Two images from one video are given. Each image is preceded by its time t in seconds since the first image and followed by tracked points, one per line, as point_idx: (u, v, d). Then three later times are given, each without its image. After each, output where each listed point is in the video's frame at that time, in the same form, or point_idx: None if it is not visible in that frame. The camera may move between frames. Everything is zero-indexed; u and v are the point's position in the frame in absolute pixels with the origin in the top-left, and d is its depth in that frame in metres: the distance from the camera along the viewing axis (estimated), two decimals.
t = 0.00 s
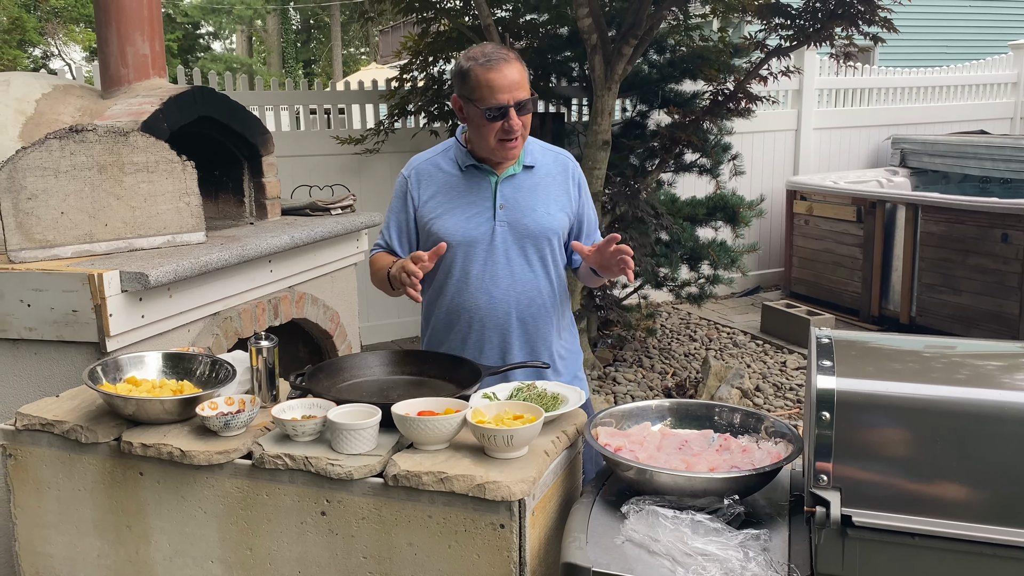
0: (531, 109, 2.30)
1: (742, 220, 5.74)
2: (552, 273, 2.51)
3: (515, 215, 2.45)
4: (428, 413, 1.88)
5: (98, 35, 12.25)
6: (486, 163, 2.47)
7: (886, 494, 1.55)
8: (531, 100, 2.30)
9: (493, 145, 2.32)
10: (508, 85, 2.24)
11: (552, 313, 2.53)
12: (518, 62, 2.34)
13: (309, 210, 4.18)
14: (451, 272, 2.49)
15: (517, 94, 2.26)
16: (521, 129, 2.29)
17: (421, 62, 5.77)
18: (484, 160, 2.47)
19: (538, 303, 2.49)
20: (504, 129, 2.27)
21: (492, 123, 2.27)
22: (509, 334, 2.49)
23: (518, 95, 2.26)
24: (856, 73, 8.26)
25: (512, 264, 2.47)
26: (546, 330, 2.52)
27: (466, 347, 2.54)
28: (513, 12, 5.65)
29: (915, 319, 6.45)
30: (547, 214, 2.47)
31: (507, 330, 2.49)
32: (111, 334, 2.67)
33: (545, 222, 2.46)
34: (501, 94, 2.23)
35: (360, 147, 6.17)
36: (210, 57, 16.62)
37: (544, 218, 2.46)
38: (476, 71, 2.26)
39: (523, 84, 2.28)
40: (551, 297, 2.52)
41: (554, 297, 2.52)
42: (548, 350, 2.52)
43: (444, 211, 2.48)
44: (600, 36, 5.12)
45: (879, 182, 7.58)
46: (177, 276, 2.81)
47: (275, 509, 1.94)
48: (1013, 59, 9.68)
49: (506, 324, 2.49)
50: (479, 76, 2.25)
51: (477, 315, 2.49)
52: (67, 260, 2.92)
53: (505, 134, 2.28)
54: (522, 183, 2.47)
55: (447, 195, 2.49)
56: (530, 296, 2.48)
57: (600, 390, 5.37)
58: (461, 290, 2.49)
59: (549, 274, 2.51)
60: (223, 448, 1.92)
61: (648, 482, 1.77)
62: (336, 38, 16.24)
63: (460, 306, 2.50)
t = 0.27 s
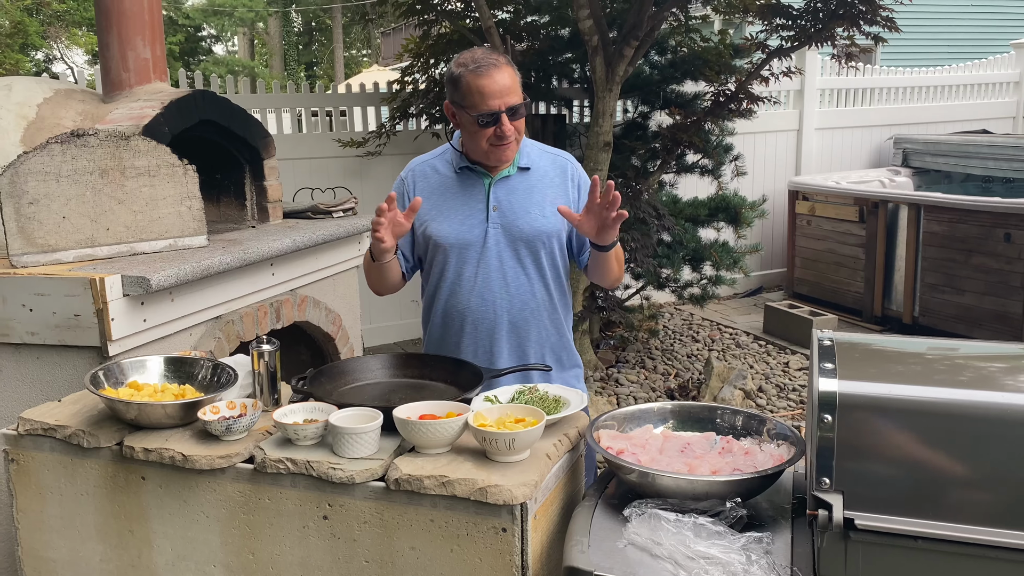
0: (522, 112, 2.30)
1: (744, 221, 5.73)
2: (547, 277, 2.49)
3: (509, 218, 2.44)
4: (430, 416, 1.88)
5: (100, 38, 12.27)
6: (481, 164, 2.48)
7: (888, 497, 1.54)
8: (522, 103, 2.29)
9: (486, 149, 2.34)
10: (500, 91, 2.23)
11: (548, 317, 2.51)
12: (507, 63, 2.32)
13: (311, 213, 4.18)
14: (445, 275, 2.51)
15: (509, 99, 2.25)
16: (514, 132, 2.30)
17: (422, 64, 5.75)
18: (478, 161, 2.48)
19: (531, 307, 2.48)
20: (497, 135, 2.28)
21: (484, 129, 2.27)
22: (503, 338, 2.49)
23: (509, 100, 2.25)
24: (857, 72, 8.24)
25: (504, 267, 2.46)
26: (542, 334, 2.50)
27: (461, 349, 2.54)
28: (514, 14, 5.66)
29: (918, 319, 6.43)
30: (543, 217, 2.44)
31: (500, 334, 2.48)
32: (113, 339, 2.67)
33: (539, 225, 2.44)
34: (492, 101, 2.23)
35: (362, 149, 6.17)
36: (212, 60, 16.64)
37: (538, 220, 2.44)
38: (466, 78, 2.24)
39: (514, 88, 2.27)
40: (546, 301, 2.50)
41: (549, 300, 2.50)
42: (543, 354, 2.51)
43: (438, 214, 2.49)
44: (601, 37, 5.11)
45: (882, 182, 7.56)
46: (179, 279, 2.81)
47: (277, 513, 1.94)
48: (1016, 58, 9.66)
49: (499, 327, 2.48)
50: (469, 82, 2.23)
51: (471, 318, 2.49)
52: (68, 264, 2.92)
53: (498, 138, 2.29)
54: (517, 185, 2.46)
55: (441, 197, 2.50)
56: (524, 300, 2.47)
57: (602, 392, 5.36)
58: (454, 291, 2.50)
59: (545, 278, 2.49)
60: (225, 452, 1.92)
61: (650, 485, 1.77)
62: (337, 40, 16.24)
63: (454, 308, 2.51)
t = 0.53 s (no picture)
0: (516, 108, 2.28)
1: (747, 221, 5.72)
2: (549, 280, 2.48)
3: (509, 220, 2.43)
4: (434, 417, 1.87)
5: (102, 42, 12.29)
6: (482, 167, 2.48)
7: (895, 496, 1.53)
8: (517, 99, 2.27)
9: (480, 148, 2.32)
10: (491, 85, 2.22)
11: (549, 320, 2.49)
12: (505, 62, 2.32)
13: (314, 215, 4.18)
14: (446, 277, 2.51)
15: (501, 95, 2.24)
16: (507, 130, 2.28)
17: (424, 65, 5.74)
18: (480, 165, 2.49)
19: (532, 310, 2.47)
20: (489, 131, 2.27)
21: (477, 124, 2.27)
22: (503, 341, 2.48)
23: (501, 95, 2.24)
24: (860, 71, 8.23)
25: (505, 269, 2.46)
26: (543, 337, 2.49)
27: (463, 351, 2.55)
28: (515, 15, 5.66)
29: (923, 318, 6.42)
30: (543, 219, 2.43)
31: (501, 337, 2.48)
32: (117, 341, 2.67)
33: (539, 228, 2.43)
34: (484, 96, 2.22)
35: (365, 151, 6.18)
36: (214, 63, 16.67)
37: (539, 223, 2.43)
38: (460, 73, 2.25)
39: (508, 84, 2.26)
40: (548, 304, 2.48)
41: (551, 303, 2.49)
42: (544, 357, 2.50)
43: (439, 216, 2.50)
44: (603, 37, 5.10)
45: (885, 181, 7.54)
46: (183, 281, 2.81)
47: (282, 516, 1.94)
48: (1019, 56, 9.63)
49: (499, 330, 2.48)
50: (462, 78, 2.24)
51: (471, 320, 2.49)
52: (72, 266, 2.92)
53: (491, 135, 2.28)
54: (518, 187, 2.45)
55: (443, 199, 2.51)
56: (524, 303, 2.46)
57: (606, 392, 5.35)
58: (454, 293, 2.50)
59: (546, 281, 2.48)
60: (229, 454, 1.92)
61: (656, 485, 1.76)
62: (340, 42, 16.25)
63: (455, 310, 2.51)
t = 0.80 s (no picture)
0: (509, 84, 2.34)
1: (752, 221, 5.72)
2: (555, 282, 2.48)
3: (514, 222, 2.43)
4: (443, 420, 1.87)
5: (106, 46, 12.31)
6: (486, 168, 2.49)
7: (904, 496, 1.53)
8: (510, 75, 2.35)
9: (475, 124, 2.36)
10: (483, 58, 2.33)
11: (556, 321, 2.49)
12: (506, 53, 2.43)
13: (319, 218, 4.19)
14: (452, 280, 2.51)
15: (492, 66, 2.33)
16: (499, 102, 2.33)
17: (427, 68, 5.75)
18: (485, 165, 2.50)
19: (538, 312, 2.47)
20: (480, 102, 2.32)
21: (469, 97, 2.34)
22: (510, 343, 2.48)
23: (494, 67, 2.33)
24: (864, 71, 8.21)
25: (511, 271, 2.46)
26: (549, 339, 2.49)
27: (469, 354, 2.55)
28: (519, 17, 5.66)
29: (928, 318, 6.41)
30: (549, 220, 2.43)
31: (507, 339, 2.48)
32: (124, 345, 2.67)
33: (545, 229, 2.43)
34: (475, 66, 2.33)
35: (369, 153, 6.18)
36: (217, 66, 16.70)
37: (544, 225, 2.43)
38: (458, 54, 2.40)
39: (502, 60, 2.35)
40: (554, 306, 2.48)
41: (557, 305, 2.49)
42: (551, 360, 2.50)
43: (446, 219, 2.50)
44: (607, 39, 5.10)
45: (890, 180, 7.53)
46: (190, 285, 2.81)
47: (291, 519, 1.94)
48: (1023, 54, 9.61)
49: (506, 332, 2.48)
50: (458, 57, 2.38)
51: (478, 323, 2.49)
52: (79, 271, 2.93)
53: (483, 107, 2.33)
54: (523, 188, 2.45)
55: (449, 202, 2.51)
56: (530, 305, 2.46)
57: (612, 394, 5.35)
58: (460, 296, 2.51)
59: (552, 283, 2.48)
60: (237, 457, 1.92)
61: (665, 487, 1.76)
62: (342, 45, 16.27)
63: (461, 313, 2.51)
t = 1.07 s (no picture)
0: (509, 85, 2.34)
1: (756, 222, 5.71)
2: (560, 281, 2.48)
3: (518, 222, 2.43)
4: (448, 422, 1.87)
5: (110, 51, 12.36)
6: (488, 169, 2.49)
7: (912, 496, 1.53)
8: (509, 76, 2.35)
9: (476, 125, 2.36)
10: (482, 60, 2.33)
11: (561, 321, 2.49)
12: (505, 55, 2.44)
13: (323, 222, 4.19)
14: (457, 282, 2.51)
15: (491, 68, 2.33)
16: (499, 103, 2.33)
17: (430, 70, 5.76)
18: (486, 167, 2.50)
19: (543, 311, 2.47)
20: (481, 103, 2.33)
21: (469, 98, 2.34)
22: (516, 344, 2.48)
23: (493, 69, 2.33)
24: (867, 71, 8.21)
25: (515, 271, 2.45)
26: (555, 339, 2.49)
27: (475, 356, 2.54)
28: (521, 19, 5.67)
29: (933, 319, 6.39)
30: (552, 220, 2.44)
31: (513, 340, 2.48)
32: (130, 349, 2.68)
33: (549, 228, 2.43)
34: (475, 68, 2.33)
35: (373, 156, 6.19)
36: (221, 71, 16.75)
37: (548, 224, 2.43)
38: (457, 57, 2.41)
39: (501, 62, 2.35)
40: (559, 305, 2.49)
41: (562, 304, 2.49)
42: (558, 359, 2.49)
43: (449, 221, 2.50)
44: (610, 41, 5.10)
45: (894, 181, 7.52)
46: (195, 289, 2.82)
47: (297, 522, 1.94)
48: None
49: (511, 333, 2.47)
50: (458, 59, 2.38)
51: (483, 325, 2.49)
52: (84, 275, 2.94)
53: (483, 108, 2.33)
54: (525, 189, 2.46)
55: (452, 205, 2.51)
56: (535, 304, 2.46)
57: (617, 396, 5.34)
58: (465, 297, 2.50)
59: (556, 282, 2.48)
60: (243, 461, 1.92)
61: (671, 489, 1.75)
62: (345, 49, 16.29)
63: (466, 315, 2.51)
